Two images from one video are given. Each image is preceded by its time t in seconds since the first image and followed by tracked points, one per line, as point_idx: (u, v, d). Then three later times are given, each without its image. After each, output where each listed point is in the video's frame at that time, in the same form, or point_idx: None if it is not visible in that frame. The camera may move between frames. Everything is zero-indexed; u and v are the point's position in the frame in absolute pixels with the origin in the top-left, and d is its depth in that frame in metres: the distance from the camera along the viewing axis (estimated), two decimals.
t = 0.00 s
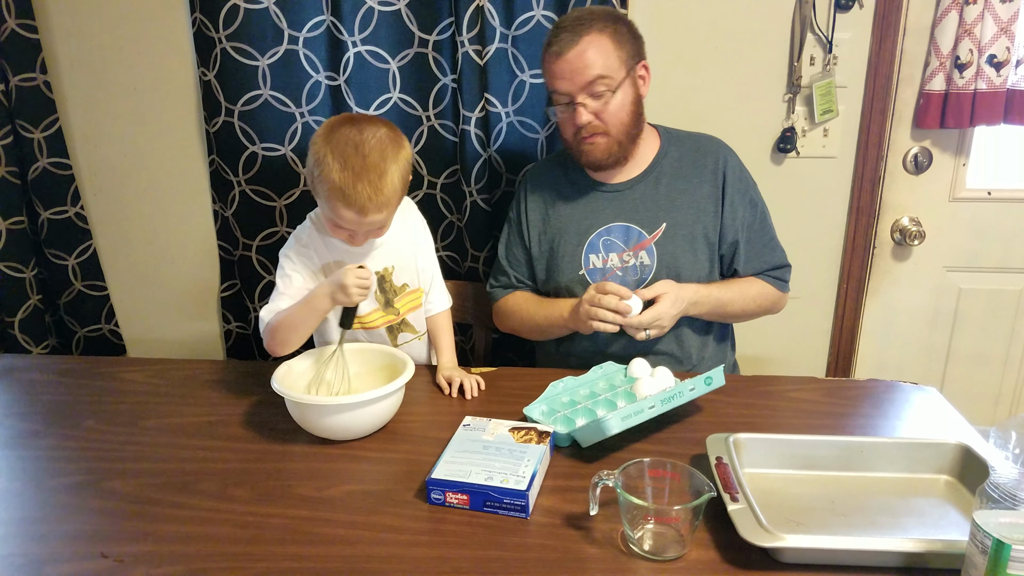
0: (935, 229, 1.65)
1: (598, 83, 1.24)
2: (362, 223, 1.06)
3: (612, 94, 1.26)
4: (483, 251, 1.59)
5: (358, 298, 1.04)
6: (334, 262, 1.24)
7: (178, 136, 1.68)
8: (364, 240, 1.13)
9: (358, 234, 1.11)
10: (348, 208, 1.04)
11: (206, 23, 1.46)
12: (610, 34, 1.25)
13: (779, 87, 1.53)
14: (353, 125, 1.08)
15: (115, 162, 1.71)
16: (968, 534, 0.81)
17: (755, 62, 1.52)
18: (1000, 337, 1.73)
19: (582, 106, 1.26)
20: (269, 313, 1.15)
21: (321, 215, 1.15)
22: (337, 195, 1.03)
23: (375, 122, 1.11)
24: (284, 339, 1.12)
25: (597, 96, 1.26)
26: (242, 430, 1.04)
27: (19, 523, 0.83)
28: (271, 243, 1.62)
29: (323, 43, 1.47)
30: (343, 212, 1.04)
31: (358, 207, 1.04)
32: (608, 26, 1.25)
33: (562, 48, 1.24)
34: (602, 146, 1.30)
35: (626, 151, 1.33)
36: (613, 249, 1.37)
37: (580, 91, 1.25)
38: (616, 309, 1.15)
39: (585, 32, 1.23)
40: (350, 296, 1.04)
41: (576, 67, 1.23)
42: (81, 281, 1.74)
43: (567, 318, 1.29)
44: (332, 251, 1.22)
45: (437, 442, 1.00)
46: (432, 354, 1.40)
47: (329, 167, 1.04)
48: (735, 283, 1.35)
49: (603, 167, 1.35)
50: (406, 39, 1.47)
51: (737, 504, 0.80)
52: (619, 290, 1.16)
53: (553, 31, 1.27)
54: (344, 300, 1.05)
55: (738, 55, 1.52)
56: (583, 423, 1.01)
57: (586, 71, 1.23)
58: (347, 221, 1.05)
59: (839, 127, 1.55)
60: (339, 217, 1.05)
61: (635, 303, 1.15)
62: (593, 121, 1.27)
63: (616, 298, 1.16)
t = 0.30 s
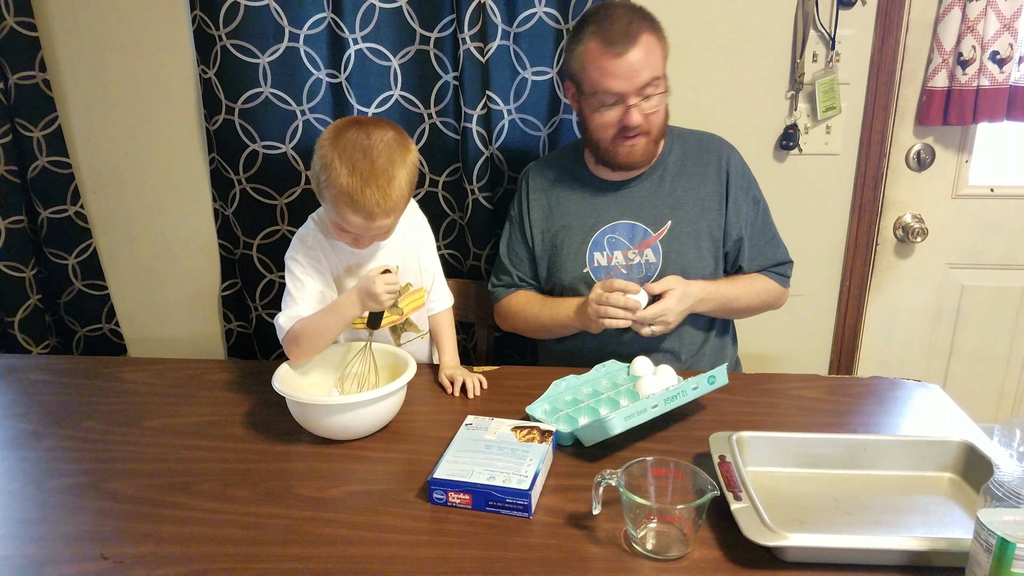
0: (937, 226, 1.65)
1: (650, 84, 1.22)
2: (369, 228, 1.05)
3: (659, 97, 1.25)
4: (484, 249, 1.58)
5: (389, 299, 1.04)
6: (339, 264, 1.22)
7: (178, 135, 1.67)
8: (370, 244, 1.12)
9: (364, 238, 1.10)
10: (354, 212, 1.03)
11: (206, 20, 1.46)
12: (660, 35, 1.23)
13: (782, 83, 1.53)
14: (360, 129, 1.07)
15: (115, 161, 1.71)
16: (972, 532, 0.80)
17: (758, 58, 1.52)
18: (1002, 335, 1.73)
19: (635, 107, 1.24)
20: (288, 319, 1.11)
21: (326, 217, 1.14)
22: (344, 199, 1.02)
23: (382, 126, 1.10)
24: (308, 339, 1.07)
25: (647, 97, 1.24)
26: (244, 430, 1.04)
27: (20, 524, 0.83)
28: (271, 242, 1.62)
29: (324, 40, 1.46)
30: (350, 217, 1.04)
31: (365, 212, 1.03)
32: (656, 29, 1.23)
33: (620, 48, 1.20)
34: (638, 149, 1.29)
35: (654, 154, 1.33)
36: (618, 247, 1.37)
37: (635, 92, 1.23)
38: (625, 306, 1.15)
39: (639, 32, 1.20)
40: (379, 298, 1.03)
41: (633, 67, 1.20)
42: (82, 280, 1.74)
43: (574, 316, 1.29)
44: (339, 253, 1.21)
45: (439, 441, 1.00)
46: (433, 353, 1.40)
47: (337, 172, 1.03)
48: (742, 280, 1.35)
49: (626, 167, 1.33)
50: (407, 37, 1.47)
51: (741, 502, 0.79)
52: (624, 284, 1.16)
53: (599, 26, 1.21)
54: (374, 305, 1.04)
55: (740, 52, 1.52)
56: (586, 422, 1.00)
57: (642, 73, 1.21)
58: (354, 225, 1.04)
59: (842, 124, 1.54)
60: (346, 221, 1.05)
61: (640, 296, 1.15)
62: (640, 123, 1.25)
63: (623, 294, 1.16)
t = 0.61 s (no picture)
0: (939, 222, 1.64)
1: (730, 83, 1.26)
2: (363, 231, 1.05)
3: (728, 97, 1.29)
4: (484, 247, 1.58)
5: (372, 302, 1.00)
6: (335, 263, 1.22)
7: (177, 133, 1.67)
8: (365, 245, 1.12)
9: (359, 240, 1.10)
10: (349, 216, 1.03)
11: (204, 18, 1.45)
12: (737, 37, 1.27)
13: (782, 79, 1.52)
14: (354, 130, 1.06)
15: (114, 160, 1.71)
16: (976, 529, 0.80)
17: (758, 53, 1.51)
18: (1004, 331, 1.72)
19: (711, 102, 1.26)
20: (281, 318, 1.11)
21: (319, 218, 1.14)
22: (338, 203, 1.02)
23: (376, 126, 1.09)
24: (295, 341, 1.06)
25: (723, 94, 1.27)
26: (244, 428, 1.04)
27: (20, 524, 0.83)
28: (271, 240, 1.62)
29: (322, 37, 1.46)
30: (344, 220, 1.03)
31: (359, 215, 1.03)
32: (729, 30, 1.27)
33: (717, 42, 1.21)
34: (694, 146, 1.31)
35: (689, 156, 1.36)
36: (638, 243, 1.36)
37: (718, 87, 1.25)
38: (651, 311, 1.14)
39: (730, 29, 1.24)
40: (364, 304, 1.00)
41: (724, 62, 1.23)
42: (81, 279, 1.73)
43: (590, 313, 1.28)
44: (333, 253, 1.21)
45: (440, 439, 0.99)
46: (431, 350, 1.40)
47: (330, 175, 1.02)
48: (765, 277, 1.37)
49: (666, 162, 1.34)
50: (406, 34, 1.46)
51: (743, 500, 0.79)
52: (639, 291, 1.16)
53: (698, 15, 1.22)
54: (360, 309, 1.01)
55: (739, 47, 1.51)
56: (587, 419, 1.00)
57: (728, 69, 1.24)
58: (348, 228, 1.04)
59: (843, 119, 1.54)
60: (340, 225, 1.05)
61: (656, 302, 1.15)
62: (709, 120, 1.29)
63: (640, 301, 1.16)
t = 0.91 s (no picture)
0: (936, 220, 1.65)
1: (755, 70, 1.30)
2: (356, 220, 1.04)
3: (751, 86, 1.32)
4: (482, 245, 1.56)
5: (345, 290, 0.99)
6: (327, 257, 1.23)
7: (173, 131, 1.66)
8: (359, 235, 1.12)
9: (351, 230, 1.09)
10: (340, 205, 1.02)
11: (201, 15, 1.44)
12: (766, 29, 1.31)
13: (781, 77, 1.52)
14: (345, 120, 1.06)
15: (110, 158, 1.70)
16: (973, 528, 0.80)
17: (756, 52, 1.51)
18: (1001, 330, 1.73)
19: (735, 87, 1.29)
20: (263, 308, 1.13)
21: (313, 210, 1.13)
22: (329, 191, 1.02)
23: (368, 117, 1.09)
24: (279, 335, 1.11)
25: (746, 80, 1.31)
26: (240, 429, 1.03)
27: (15, 525, 0.83)
28: (268, 238, 1.61)
29: (320, 35, 1.45)
30: (335, 209, 1.03)
31: (351, 204, 1.02)
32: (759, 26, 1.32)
33: (744, 26, 1.26)
34: (714, 133, 1.32)
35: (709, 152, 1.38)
36: (661, 238, 1.35)
37: (743, 71, 1.29)
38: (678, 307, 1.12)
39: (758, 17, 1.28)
40: (336, 295, 0.99)
41: (750, 47, 1.27)
42: (76, 278, 1.72)
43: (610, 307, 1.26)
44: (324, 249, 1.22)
45: (438, 438, 0.99)
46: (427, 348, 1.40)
47: (321, 164, 1.02)
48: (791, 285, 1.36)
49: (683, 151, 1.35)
50: (404, 31, 1.45)
51: (741, 499, 0.79)
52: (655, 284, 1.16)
53: None
54: (334, 298, 1.00)
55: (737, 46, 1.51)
56: (585, 418, 1.00)
57: (754, 53, 1.28)
58: (340, 217, 1.04)
59: (840, 118, 1.54)
60: (332, 214, 1.04)
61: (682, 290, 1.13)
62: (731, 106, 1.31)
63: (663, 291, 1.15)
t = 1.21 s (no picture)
0: (926, 221, 1.66)
1: (737, 81, 1.29)
2: (358, 210, 1.04)
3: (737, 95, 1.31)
4: (476, 249, 1.57)
5: (333, 296, 0.99)
6: (321, 256, 1.24)
7: (165, 134, 1.65)
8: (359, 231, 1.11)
9: (352, 223, 1.08)
10: (343, 191, 1.02)
11: (193, 21, 1.44)
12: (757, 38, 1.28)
13: (771, 80, 1.53)
14: (350, 113, 1.07)
15: (101, 161, 1.69)
16: (964, 529, 0.81)
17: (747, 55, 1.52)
18: (991, 330, 1.74)
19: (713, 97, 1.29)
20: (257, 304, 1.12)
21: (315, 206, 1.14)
22: (333, 178, 1.02)
23: (370, 112, 1.10)
24: (267, 328, 1.11)
25: (728, 91, 1.30)
26: (232, 435, 1.03)
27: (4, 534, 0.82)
28: (260, 243, 1.61)
29: (312, 40, 1.45)
30: (337, 198, 1.03)
31: (354, 190, 1.02)
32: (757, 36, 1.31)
33: (725, 36, 1.25)
34: (697, 141, 1.33)
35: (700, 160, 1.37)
36: (659, 238, 1.36)
37: (720, 82, 1.28)
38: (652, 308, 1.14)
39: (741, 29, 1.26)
40: (324, 298, 0.99)
41: (723, 60, 1.26)
42: (68, 284, 1.72)
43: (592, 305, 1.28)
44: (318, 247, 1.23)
45: (431, 443, 0.99)
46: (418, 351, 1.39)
47: (325, 153, 1.02)
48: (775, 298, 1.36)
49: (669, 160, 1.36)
50: (396, 36, 1.45)
51: (733, 502, 0.79)
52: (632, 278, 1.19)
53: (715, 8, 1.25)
54: (320, 301, 1.00)
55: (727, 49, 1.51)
56: (578, 422, 1.00)
57: (732, 67, 1.26)
58: (342, 206, 1.03)
59: (830, 121, 1.55)
60: (333, 203, 1.04)
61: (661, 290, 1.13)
62: (712, 114, 1.31)
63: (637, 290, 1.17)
